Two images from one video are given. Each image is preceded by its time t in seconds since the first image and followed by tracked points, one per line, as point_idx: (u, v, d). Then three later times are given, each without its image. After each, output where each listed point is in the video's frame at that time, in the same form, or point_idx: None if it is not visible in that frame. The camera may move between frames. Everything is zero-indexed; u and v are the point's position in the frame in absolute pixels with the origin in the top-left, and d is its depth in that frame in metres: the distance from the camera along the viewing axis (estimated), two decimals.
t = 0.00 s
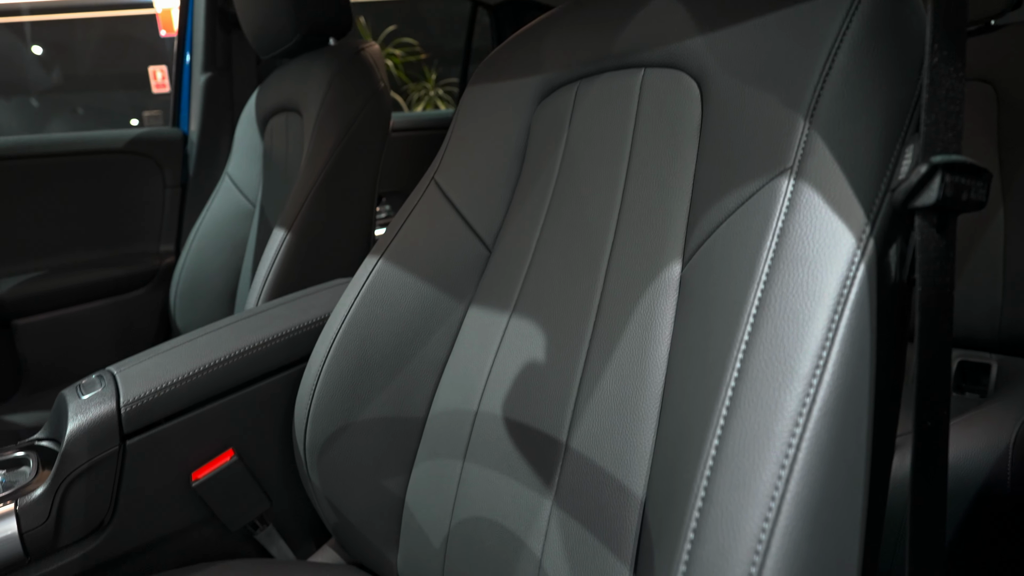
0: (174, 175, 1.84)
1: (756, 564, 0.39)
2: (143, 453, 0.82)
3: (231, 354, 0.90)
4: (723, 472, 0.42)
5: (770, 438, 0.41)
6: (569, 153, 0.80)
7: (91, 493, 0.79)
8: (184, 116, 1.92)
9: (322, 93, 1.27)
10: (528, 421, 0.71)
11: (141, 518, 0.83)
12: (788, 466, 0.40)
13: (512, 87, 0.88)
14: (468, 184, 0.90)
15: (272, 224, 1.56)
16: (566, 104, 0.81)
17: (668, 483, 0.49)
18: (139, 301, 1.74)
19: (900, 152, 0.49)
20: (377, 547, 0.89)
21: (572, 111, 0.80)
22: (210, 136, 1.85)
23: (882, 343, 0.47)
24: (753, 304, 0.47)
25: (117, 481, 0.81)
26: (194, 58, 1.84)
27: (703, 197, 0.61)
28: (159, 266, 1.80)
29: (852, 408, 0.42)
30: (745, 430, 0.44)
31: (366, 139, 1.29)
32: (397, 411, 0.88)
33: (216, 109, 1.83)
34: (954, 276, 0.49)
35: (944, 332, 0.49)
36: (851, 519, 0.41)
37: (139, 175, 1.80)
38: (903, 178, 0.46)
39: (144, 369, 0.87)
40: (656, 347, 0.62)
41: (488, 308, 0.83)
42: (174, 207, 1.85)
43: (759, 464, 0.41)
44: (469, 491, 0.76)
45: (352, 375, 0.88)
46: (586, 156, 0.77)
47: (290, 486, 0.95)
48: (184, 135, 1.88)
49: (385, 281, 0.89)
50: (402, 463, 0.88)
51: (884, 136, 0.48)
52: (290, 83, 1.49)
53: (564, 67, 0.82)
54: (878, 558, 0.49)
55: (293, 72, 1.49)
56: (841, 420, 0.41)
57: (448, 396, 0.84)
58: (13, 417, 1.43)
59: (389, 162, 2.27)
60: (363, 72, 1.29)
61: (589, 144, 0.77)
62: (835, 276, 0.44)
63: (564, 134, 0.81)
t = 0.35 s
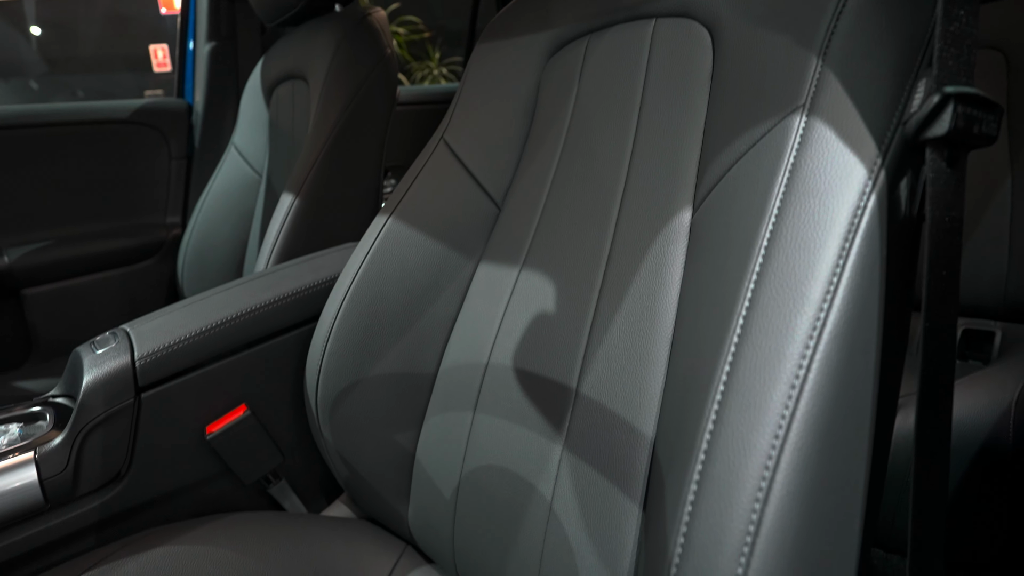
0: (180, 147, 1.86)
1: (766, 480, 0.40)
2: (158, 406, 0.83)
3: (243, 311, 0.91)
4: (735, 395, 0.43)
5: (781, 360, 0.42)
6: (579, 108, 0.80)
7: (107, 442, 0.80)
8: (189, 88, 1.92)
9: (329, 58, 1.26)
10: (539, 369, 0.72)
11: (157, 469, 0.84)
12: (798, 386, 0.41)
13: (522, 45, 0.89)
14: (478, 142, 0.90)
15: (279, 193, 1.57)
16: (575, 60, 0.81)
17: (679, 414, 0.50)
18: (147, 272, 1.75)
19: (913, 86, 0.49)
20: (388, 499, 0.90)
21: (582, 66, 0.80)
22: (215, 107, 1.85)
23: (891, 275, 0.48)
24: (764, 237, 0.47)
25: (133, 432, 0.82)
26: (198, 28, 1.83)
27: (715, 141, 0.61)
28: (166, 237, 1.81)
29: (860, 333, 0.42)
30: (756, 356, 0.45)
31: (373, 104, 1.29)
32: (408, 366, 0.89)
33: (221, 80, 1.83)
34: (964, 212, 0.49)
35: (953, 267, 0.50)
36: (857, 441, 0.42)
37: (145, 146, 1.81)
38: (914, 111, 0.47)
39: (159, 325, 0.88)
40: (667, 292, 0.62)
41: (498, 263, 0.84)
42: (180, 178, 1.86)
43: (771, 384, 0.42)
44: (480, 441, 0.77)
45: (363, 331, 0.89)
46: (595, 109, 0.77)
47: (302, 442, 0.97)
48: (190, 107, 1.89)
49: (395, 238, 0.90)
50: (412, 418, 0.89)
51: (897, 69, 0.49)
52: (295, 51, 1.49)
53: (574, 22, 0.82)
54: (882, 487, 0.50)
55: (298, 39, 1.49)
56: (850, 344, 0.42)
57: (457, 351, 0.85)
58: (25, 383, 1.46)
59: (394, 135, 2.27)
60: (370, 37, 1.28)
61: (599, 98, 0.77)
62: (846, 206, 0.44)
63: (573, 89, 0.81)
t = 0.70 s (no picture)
0: (188, 117, 1.87)
1: (779, 399, 0.41)
2: (177, 359, 0.85)
3: (257, 268, 0.92)
4: (748, 322, 0.44)
5: (794, 286, 0.43)
6: (591, 63, 0.80)
7: (128, 392, 0.82)
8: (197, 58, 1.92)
9: (339, 22, 1.26)
10: (552, 319, 0.73)
11: (176, 421, 0.86)
12: (811, 310, 0.42)
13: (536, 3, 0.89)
14: (489, 100, 0.90)
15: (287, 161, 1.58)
16: (589, 16, 0.82)
17: (692, 347, 0.51)
18: (157, 242, 1.78)
19: (927, 24, 0.49)
20: (401, 453, 0.92)
21: (595, 22, 0.81)
22: (223, 77, 1.85)
23: (903, 211, 0.48)
24: (778, 173, 0.48)
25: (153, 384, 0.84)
26: None
27: (729, 87, 0.61)
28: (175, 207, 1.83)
29: (871, 261, 0.43)
30: (769, 285, 0.46)
31: (383, 69, 1.29)
32: (420, 323, 0.90)
33: (228, 50, 1.82)
34: (973, 150, 0.50)
35: (961, 205, 0.51)
36: (867, 366, 0.44)
37: (153, 115, 1.82)
38: (928, 47, 0.47)
39: (175, 281, 0.89)
40: (679, 238, 0.64)
41: (510, 219, 0.85)
42: (188, 148, 1.88)
43: (784, 308, 0.43)
44: (493, 391, 0.79)
45: (376, 287, 0.90)
46: (607, 63, 0.78)
47: (316, 398, 0.99)
48: (197, 77, 1.89)
49: (407, 196, 0.91)
50: (425, 373, 0.91)
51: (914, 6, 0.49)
52: (303, 17, 1.48)
53: None
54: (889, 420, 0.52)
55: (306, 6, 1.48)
56: (861, 272, 0.43)
57: (469, 306, 0.86)
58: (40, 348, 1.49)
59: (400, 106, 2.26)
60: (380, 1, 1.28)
61: (612, 52, 0.78)
62: (859, 139, 0.45)
63: (586, 44, 0.82)
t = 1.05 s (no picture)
0: (196, 87, 1.86)
1: (796, 326, 0.43)
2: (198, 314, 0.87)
3: (274, 227, 0.93)
4: (766, 254, 0.46)
5: (812, 220, 0.44)
6: (607, 21, 0.81)
7: (152, 345, 0.84)
8: (203, 28, 1.90)
9: None
10: (567, 273, 0.75)
11: (197, 375, 0.88)
12: (829, 242, 0.44)
13: None
14: (503, 60, 0.91)
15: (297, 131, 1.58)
16: None
17: (708, 286, 0.52)
18: (167, 211, 1.79)
19: None
20: (416, 409, 0.94)
21: None
22: (230, 47, 1.84)
23: (919, 152, 0.49)
24: (796, 114, 0.49)
25: (176, 338, 0.86)
26: None
27: (747, 37, 0.62)
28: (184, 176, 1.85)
29: (887, 197, 0.45)
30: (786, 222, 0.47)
31: (394, 33, 1.28)
32: (435, 281, 0.92)
33: (235, 19, 1.80)
34: (988, 94, 0.51)
35: (975, 150, 0.52)
36: (879, 300, 0.45)
37: (161, 85, 1.82)
38: None
39: (194, 238, 0.90)
40: (694, 189, 0.65)
41: (525, 178, 0.86)
42: (196, 118, 1.88)
43: (802, 241, 0.44)
44: (508, 345, 0.80)
45: (392, 246, 0.91)
46: (624, 20, 0.78)
47: (332, 357, 1.00)
48: (204, 47, 1.87)
49: (422, 156, 0.92)
50: (439, 331, 0.93)
51: None
52: None
53: None
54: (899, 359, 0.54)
55: None
56: (877, 206, 0.44)
57: (484, 264, 0.88)
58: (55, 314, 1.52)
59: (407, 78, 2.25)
60: None
61: (628, 8, 0.78)
62: (878, 77, 0.46)
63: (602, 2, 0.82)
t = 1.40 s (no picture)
0: (207, 57, 1.85)
1: (817, 262, 0.44)
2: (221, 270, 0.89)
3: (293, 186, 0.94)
4: (789, 194, 0.47)
5: (834, 159, 0.45)
6: None
7: (177, 299, 0.86)
8: None
9: None
10: (585, 227, 0.76)
11: (220, 330, 0.91)
12: (850, 180, 0.45)
13: None
14: (521, 18, 0.90)
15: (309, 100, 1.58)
16: None
17: (728, 230, 0.54)
18: (181, 181, 1.81)
19: None
20: (433, 366, 0.96)
21: None
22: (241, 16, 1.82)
23: (940, 97, 0.50)
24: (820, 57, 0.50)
25: (200, 294, 0.88)
26: None
27: None
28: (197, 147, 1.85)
29: (908, 137, 0.46)
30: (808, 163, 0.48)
31: None
32: (452, 240, 0.93)
33: None
34: (1011, 39, 0.51)
35: (997, 96, 0.53)
36: (898, 239, 0.47)
37: (172, 54, 1.81)
38: None
39: (216, 197, 0.92)
40: (713, 141, 0.66)
41: (542, 137, 0.87)
42: (208, 88, 1.88)
43: (824, 179, 0.45)
44: (525, 300, 0.82)
45: (410, 205, 0.92)
46: None
47: (350, 316, 1.02)
48: (215, 17, 1.85)
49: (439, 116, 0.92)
50: (456, 290, 0.94)
51: None
52: None
53: None
54: (914, 304, 0.55)
55: None
56: (898, 146, 0.45)
57: (501, 223, 0.89)
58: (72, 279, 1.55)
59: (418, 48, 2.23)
60: None
61: None
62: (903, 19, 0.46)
63: None
